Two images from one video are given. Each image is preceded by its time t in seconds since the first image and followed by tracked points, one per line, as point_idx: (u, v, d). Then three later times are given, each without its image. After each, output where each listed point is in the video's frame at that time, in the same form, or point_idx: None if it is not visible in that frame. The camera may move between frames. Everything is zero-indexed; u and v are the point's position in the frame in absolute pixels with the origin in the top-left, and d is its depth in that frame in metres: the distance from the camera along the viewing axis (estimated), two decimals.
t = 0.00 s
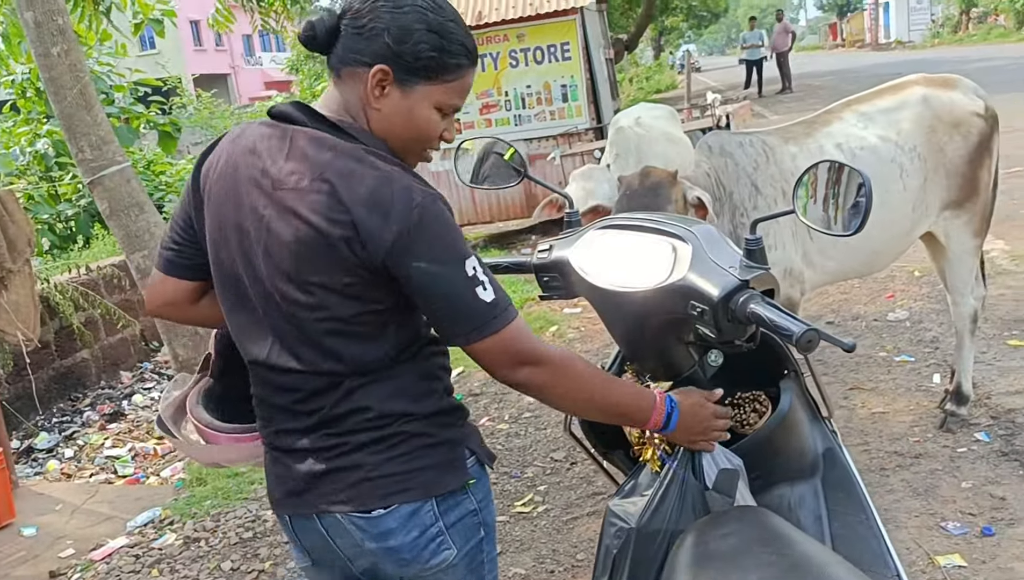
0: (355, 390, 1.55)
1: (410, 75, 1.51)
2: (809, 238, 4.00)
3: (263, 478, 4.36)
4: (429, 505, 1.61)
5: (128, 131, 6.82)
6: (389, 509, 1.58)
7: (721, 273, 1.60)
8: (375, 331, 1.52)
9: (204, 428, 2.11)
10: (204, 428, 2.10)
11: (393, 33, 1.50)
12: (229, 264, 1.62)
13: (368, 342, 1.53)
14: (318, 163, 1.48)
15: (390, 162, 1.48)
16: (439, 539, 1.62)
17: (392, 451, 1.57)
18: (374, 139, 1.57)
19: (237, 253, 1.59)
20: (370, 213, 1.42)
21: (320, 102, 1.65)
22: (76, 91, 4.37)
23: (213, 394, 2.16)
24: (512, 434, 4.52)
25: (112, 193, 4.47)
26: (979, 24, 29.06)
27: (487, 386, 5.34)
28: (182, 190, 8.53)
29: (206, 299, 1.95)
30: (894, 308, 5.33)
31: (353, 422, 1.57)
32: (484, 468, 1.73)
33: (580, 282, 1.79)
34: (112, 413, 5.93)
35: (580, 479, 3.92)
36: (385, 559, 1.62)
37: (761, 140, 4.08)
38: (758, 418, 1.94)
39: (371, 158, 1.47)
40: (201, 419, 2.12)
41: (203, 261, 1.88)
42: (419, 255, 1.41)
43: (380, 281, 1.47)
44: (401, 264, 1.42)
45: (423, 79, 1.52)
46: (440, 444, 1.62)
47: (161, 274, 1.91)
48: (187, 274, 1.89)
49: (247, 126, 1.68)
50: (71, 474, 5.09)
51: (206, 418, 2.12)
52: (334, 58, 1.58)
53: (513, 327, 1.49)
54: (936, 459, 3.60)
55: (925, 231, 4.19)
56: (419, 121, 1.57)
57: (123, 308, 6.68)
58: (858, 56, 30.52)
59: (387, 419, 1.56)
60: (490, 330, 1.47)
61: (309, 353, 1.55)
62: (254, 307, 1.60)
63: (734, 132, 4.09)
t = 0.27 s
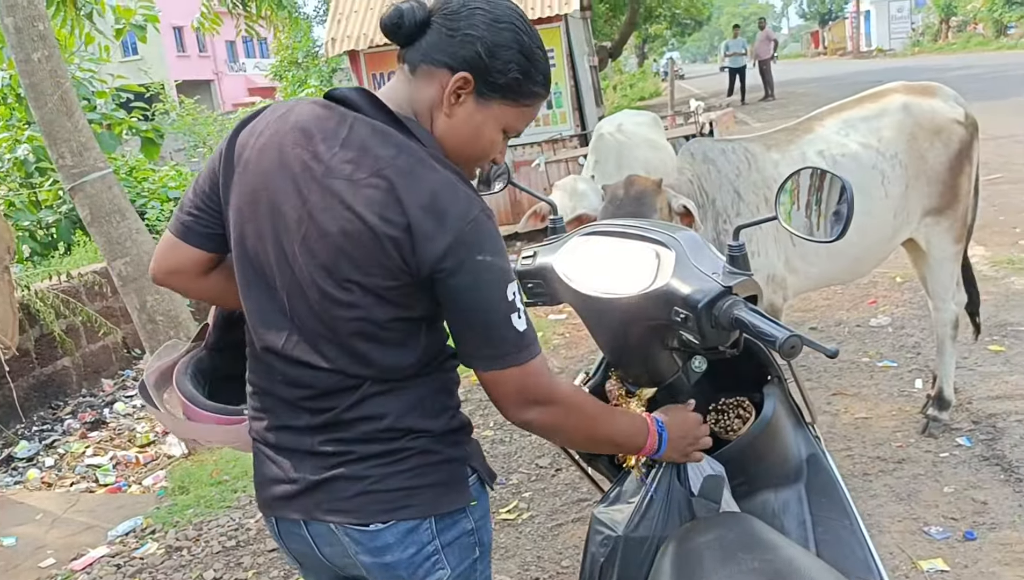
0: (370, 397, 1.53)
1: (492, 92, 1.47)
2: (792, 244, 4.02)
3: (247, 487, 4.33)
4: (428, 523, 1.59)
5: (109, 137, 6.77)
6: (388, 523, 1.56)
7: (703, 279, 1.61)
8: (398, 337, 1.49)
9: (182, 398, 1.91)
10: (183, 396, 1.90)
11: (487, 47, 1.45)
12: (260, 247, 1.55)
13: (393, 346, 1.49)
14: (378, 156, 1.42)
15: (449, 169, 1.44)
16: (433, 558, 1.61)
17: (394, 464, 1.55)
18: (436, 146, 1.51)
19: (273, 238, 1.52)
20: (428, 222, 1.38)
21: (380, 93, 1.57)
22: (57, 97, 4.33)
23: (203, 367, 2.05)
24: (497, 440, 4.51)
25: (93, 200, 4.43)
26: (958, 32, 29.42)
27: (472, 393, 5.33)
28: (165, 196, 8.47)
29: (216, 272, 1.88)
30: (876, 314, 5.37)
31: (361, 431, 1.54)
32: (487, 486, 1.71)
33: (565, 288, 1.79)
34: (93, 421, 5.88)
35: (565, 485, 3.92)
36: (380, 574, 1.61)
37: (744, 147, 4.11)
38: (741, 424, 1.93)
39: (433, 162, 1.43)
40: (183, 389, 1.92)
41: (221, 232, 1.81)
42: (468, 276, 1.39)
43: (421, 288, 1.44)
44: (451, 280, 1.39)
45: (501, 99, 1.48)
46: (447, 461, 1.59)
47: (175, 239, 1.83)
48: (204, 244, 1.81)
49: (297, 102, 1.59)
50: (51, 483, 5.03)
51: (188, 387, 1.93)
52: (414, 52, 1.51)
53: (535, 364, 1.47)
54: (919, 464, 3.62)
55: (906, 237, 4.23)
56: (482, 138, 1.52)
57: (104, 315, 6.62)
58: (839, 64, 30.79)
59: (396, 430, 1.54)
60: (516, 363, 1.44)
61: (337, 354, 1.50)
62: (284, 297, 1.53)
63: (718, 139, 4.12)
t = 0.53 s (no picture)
0: (375, 406, 1.53)
1: (511, 111, 1.48)
2: (780, 250, 4.05)
3: (236, 492, 4.32)
4: (432, 530, 1.59)
5: (97, 142, 6.74)
6: (393, 530, 1.56)
7: (691, 286, 1.62)
8: (402, 348, 1.49)
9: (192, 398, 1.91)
10: (191, 398, 1.90)
11: (512, 65, 1.46)
12: (266, 253, 1.56)
13: (398, 355, 1.50)
14: (385, 169, 1.42)
15: (457, 183, 1.43)
16: (437, 565, 1.61)
17: (399, 472, 1.55)
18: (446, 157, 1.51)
19: (279, 246, 1.53)
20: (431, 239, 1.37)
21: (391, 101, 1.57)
22: (45, 101, 4.32)
23: (214, 366, 2.03)
24: (487, 446, 4.51)
25: (81, 205, 4.42)
26: (943, 40, 29.65)
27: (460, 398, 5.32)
28: (152, 201, 8.44)
29: (220, 273, 1.89)
30: (863, 320, 5.40)
31: (366, 439, 1.54)
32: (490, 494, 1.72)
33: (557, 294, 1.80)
34: (80, 427, 5.84)
35: (554, 490, 3.93)
36: None
37: (732, 154, 4.13)
38: (730, 429, 1.95)
39: (440, 175, 1.42)
40: (190, 389, 1.93)
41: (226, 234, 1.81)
42: (470, 296, 1.37)
43: (424, 302, 1.44)
44: (453, 298, 1.37)
45: (518, 119, 1.49)
46: (451, 468, 1.60)
47: (181, 240, 1.83)
48: (210, 245, 1.82)
49: (309, 106, 1.59)
50: (37, 489, 5.00)
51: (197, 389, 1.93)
52: (436, 60, 1.51)
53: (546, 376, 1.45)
54: (906, 468, 3.64)
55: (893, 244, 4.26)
56: (493, 154, 1.53)
57: (91, 320, 6.59)
58: (826, 71, 30.98)
59: (400, 438, 1.54)
60: (523, 378, 1.42)
61: (341, 363, 1.51)
62: (288, 304, 1.54)
63: (707, 146, 4.15)
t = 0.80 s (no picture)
0: (367, 409, 1.54)
1: (509, 120, 1.47)
2: (772, 251, 4.07)
3: (228, 493, 4.31)
4: (422, 528, 1.60)
5: (89, 142, 6.72)
6: (384, 527, 1.57)
7: (685, 285, 1.63)
8: (392, 356, 1.49)
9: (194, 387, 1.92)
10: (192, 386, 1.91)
11: (512, 74, 1.45)
12: (261, 257, 1.58)
13: (389, 363, 1.50)
14: (374, 181, 1.41)
15: (450, 197, 1.41)
16: (427, 563, 1.61)
17: (391, 471, 1.56)
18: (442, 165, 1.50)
19: (273, 253, 1.54)
20: (419, 256, 1.36)
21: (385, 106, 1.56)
22: (38, 101, 4.31)
23: (215, 354, 2.03)
24: (479, 447, 4.51)
25: (73, 205, 4.40)
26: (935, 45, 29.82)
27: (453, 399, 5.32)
28: (145, 203, 8.42)
29: (216, 268, 1.89)
30: (855, 322, 5.42)
31: (359, 440, 1.55)
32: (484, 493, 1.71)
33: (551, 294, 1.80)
34: (72, 428, 5.82)
35: (547, 491, 3.94)
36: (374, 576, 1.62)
37: (724, 156, 4.15)
38: (724, 428, 1.94)
39: (431, 189, 1.40)
40: (192, 379, 1.93)
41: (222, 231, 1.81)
42: (458, 312, 1.36)
43: (413, 314, 1.44)
44: (441, 312, 1.37)
45: (516, 129, 1.48)
46: (443, 467, 1.60)
47: (177, 237, 1.83)
48: (205, 242, 1.82)
49: (306, 109, 1.59)
50: (29, 490, 4.98)
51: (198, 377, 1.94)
52: (435, 65, 1.49)
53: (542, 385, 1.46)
54: (896, 469, 3.67)
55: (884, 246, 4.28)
56: (489, 163, 1.52)
57: (83, 321, 6.56)
58: (818, 76, 31.10)
59: (390, 440, 1.55)
60: (513, 391, 1.42)
61: (333, 369, 1.52)
62: (282, 310, 1.56)
63: (699, 148, 4.17)
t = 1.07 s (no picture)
0: (346, 411, 1.53)
1: (496, 133, 1.43)
2: (766, 253, 4.08)
3: (220, 491, 4.30)
4: (400, 528, 1.58)
5: (84, 140, 6.70)
6: (360, 525, 1.56)
7: (680, 285, 1.63)
8: (372, 361, 1.48)
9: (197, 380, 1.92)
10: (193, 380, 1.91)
11: (500, 86, 1.41)
12: (248, 257, 1.59)
13: (369, 368, 1.49)
14: (351, 189, 1.40)
15: (428, 206, 1.40)
16: (405, 563, 1.61)
17: (369, 472, 1.55)
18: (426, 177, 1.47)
19: (259, 254, 1.55)
20: (388, 266, 1.35)
21: (372, 113, 1.54)
22: (33, 98, 4.30)
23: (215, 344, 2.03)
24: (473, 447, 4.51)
25: (68, 203, 4.39)
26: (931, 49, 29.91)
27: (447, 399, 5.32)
28: (139, 200, 8.40)
29: (214, 258, 1.89)
30: (848, 325, 5.43)
31: (339, 440, 1.55)
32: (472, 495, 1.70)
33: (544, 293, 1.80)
34: (64, 426, 5.80)
35: (540, 491, 3.93)
36: (350, 573, 1.62)
37: (719, 158, 4.15)
38: (716, 429, 1.97)
39: (408, 198, 1.39)
40: (193, 372, 1.93)
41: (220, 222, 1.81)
42: (428, 324, 1.35)
43: (387, 325, 1.43)
44: (410, 323, 1.36)
45: (503, 143, 1.45)
46: (423, 470, 1.58)
47: (177, 224, 1.83)
48: (205, 231, 1.82)
49: (300, 109, 1.59)
50: (20, 488, 4.96)
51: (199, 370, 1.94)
52: (426, 72, 1.47)
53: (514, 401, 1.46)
54: (889, 472, 3.67)
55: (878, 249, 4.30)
56: (477, 174, 1.49)
57: (77, 319, 6.54)
58: (814, 79, 31.17)
59: (367, 441, 1.54)
60: (483, 409, 1.43)
61: (312, 371, 1.53)
62: (267, 310, 1.57)
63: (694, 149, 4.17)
